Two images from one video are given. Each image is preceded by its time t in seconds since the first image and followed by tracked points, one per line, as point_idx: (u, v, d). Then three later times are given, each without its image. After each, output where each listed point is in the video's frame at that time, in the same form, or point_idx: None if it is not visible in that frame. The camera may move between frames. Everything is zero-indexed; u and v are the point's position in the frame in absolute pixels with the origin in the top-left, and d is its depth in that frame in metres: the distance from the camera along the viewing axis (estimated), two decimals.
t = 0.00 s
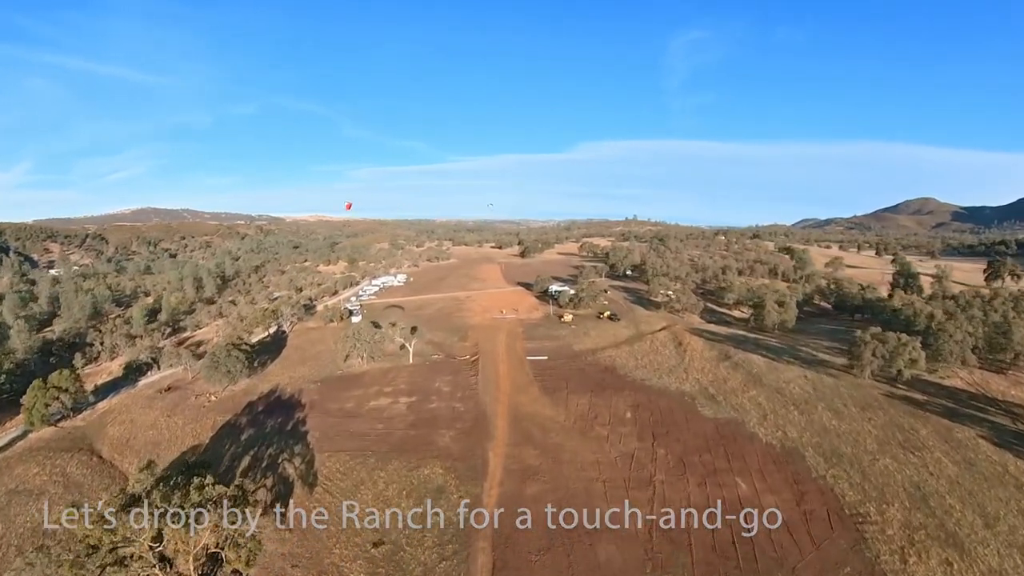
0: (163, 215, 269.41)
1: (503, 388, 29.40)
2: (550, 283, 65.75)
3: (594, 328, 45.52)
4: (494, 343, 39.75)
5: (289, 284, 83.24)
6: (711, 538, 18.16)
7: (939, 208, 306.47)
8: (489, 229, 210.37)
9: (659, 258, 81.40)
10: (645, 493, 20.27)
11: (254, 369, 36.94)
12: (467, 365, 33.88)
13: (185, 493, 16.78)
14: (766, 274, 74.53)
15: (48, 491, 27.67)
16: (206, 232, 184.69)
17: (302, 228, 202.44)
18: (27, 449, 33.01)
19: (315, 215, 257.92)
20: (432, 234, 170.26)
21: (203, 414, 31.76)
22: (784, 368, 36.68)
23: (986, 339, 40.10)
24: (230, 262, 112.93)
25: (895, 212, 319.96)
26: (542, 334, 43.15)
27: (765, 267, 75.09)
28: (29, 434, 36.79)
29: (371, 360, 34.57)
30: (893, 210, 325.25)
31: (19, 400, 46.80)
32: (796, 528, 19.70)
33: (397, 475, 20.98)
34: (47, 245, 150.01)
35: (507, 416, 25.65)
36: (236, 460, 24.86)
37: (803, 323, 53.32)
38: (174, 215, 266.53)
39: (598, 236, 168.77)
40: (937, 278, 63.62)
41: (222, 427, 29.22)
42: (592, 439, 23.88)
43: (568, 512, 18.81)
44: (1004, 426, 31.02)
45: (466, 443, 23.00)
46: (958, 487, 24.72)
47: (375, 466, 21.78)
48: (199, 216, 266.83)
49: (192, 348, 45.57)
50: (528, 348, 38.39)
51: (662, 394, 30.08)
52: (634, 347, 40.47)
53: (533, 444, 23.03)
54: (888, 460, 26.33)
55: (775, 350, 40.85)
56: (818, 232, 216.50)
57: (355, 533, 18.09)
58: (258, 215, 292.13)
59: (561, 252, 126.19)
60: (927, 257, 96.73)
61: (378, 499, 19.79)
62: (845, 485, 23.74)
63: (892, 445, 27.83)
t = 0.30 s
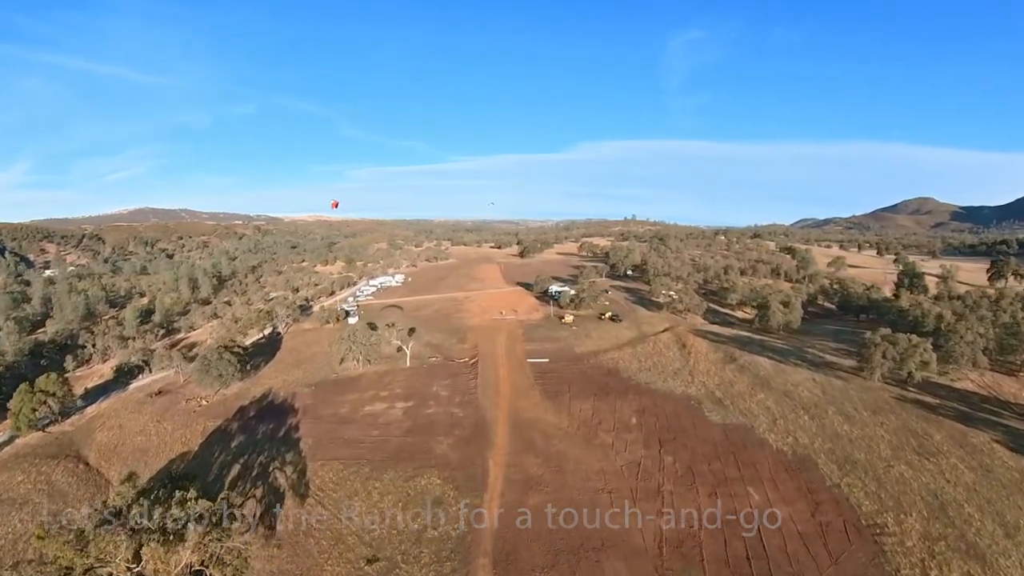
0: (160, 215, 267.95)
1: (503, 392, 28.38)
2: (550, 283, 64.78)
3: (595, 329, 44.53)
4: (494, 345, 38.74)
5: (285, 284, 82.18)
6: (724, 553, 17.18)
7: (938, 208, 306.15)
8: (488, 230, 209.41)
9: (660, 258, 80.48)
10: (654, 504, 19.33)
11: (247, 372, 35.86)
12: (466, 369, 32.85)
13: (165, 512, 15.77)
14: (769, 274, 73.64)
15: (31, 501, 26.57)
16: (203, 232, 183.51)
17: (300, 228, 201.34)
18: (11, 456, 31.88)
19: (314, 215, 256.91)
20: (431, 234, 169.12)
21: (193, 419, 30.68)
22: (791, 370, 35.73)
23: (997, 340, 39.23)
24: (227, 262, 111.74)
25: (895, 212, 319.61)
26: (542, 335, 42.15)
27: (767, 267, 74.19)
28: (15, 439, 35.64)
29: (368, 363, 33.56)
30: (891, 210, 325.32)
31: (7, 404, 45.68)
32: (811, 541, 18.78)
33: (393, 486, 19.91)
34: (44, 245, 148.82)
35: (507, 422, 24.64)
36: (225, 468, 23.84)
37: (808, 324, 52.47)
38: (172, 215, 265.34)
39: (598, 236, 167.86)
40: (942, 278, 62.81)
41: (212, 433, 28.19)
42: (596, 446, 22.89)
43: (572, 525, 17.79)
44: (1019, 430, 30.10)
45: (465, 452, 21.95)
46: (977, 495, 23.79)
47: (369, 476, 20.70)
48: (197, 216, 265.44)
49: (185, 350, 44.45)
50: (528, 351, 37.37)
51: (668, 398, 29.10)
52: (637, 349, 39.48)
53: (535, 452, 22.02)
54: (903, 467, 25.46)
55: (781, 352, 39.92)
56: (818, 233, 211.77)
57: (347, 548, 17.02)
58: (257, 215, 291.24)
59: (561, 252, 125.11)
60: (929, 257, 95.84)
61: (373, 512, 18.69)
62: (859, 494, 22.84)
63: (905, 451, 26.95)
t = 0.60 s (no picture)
0: (158, 215, 266.30)
1: (503, 397, 27.38)
2: (551, 283, 63.83)
3: (597, 330, 43.58)
4: (493, 346, 37.73)
5: (282, 284, 81.07)
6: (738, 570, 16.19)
7: (937, 208, 305.93)
8: (487, 230, 208.46)
9: (661, 258, 79.59)
10: (663, 516, 18.35)
11: (240, 376, 34.79)
12: (465, 371, 31.85)
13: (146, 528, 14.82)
14: (771, 274, 72.74)
15: (14, 510, 25.50)
16: (201, 232, 182.22)
17: (298, 228, 200.15)
18: None
19: (312, 215, 255.69)
20: (429, 234, 167.99)
21: (183, 425, 29.62)
22: (799, 373, 34.80)
23: (1008, 342, 38.43)
24: (223, 262, 110.53)
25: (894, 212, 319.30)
26: (543, 337, 41.16)
27: (769, 267, 73.29)
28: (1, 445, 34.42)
29: (363, 366, 32.52)
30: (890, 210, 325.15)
31: None
32: (829, 554, 17.83)
33: (388, 497, 18.92)
34: (40, 245, 147.48)
35: (508, 428, 23.63)
36: (214, 478, 22.82)
37: (813, 325, 51.62)
38: (170, 215, 263.80)
39: (597, 236, 166.92)
40: (948, 279, 61.98)
41: (202, 440, 27.15)
42: (602, 454, 21.92)
43: (578, 540, 16.78)
44: None
45: (464, 460, 20.95)
46: (996, 503, 22.87)
47: (364, 487, 19.69)
48: (194, 215, 263.69)
49: (177, 352, 43.40)
50: (529, 353, 36.39)
51: (674, 402, 28.11)
52: (640, 350, 38.54)
53: (538, 461, 21.02)
54: (918, 474, 24.57)
55: (788, 354, 39.01)
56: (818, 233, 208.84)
57: (339, 565, 16.00)
58: (255, 215, 290.03)
59: (560, 252, 124.13)
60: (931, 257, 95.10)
61: (367, 525, 17.69)
62: (876, 503, 21.92)
63: (920, 458, 26.06)
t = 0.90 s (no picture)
0: (156, 215, 264.94)
1: (504, 401, 26.38)
2: (551, 283, 62.86)
3: (599, 331, 42.61)
4: (493, 349, 36.72)
5: (278, 284, 79.98)
6: None
7: (936, 207, 305.69)
8: (486, 230, 207.43)
9: (662, 258, 78.69)
10: (674, 530, 17.39)
11: (232, 379, 33.76)
12: (464, 375, 30.84)
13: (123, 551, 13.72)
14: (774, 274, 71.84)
15: None
16: (198, 232, 180.96)
17: (296, 228, 198.95)
18: None
19: (310, 215, 254.51)
20: (428, 234, 166.84)
21: (172, 430, 28.58)
22: (807, 376, 33.92)
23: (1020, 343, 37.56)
24: (220, 262, 109.27)
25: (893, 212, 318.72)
26: (544, 338, 40.20)
27: (772, 267, 72.41)
28: None
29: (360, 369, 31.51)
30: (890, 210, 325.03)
31: None
32: (848, 569, 16.87)
33: (384, 510, 17.94)
34: (36, 245, 146.16)
35: (510, 436, 22.65)
36: (202, 487, 21.81)
37: (818, 327, 50.74)
38: (167, 215, 261.91)
39: (597, 236, 165.97)
40: (953, 279, 61.25)
41: (192, 447, 26.11)
42: (608, 462, 20.98)
43: (584, 555, 15.81)
44: None
45: (463, 470, 19.96)
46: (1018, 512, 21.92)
47: (358, 498, 18.70)
48: (192, 215, 261.89)
49: (170, 355, 42.30)
50: (530, 355, 35.40)
51: (681, 407, 27.18)
52: (644, 352, 37.60)
53: (540, 470, 20.05)
54: (935, 482, 23.66)
55: (795, 356, 38.13)
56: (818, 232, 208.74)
57: None
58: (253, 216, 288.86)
59: (560, 252, 123.21)
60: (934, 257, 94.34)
61: (361, 540, 16.69)
62: (894, 514, 21.03)
63: (936, 464, 25.17)
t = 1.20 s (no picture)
0: (153, 215, 263.50)
1: (505, 406, 25.41)
2: (551, 283, 61.89)
3: (602, 333, 41.69)
4: (493, 351, 35.76)
5: (275, 284, 78.89)
6: None
7: (935, 207, 305.53)
8: (485, 230, 206.37)
9: (663, 258, 77.66)
10: (686, 544, 16.45)
11: (224, 383, 32.71)
12: (463, 378, 29.88)
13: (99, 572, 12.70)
14: (777, 274, 71.01)
15: None
16: (196, 232, 179.79)
17: (294, 228, 197.78)
18: None
19: (309, 215, 253.32)
20: (427, 234, 165.72)
21: (161, 437, 27.57)
22: (816, 379, 33.02)
23: None
24: (217, 262, 108.14)
25: (893, 212, 318.35)
26: (545, 340, 39.24)
27: (775, 266, 71.55)
28: None
29: (355, 372, 30.49)
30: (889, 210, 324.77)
31: None
32: None
33: (379, 524, 16.96)
34: (33, 245, 144.92)
35: (511, 443, 21.67)
36: (189, 498, 20.78)
37: (823, 328, 49.92)
38: (166, 215, 260.62)
39: (597, 235, 164.90)
40: (958, 279, 60.52)
41: (181, 454, 25.10)
42: (614, 472, 20.06)
43: (592, 573, 14.85)
44: None
45: (463, 480, 19.01)
46: None
47: (352, 511, 17.72)
48: (190, 215, 260.45)
49: (162, 357, 41.26)
50: (531, 357, 34.43)
51: (688, 412, 26.28)
52: (648, 354, 36.68)
53: (544, 480, 19.08)
54: (953, 489, 22.77)
55: (802, 359, 37.27)
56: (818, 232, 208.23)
57: None
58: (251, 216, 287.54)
59: (560, 252, 121.94)
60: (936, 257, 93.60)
61: (354, 557, 15.72)
62: (913, 524, 20.14)
63: (953, 471, 24.29)
